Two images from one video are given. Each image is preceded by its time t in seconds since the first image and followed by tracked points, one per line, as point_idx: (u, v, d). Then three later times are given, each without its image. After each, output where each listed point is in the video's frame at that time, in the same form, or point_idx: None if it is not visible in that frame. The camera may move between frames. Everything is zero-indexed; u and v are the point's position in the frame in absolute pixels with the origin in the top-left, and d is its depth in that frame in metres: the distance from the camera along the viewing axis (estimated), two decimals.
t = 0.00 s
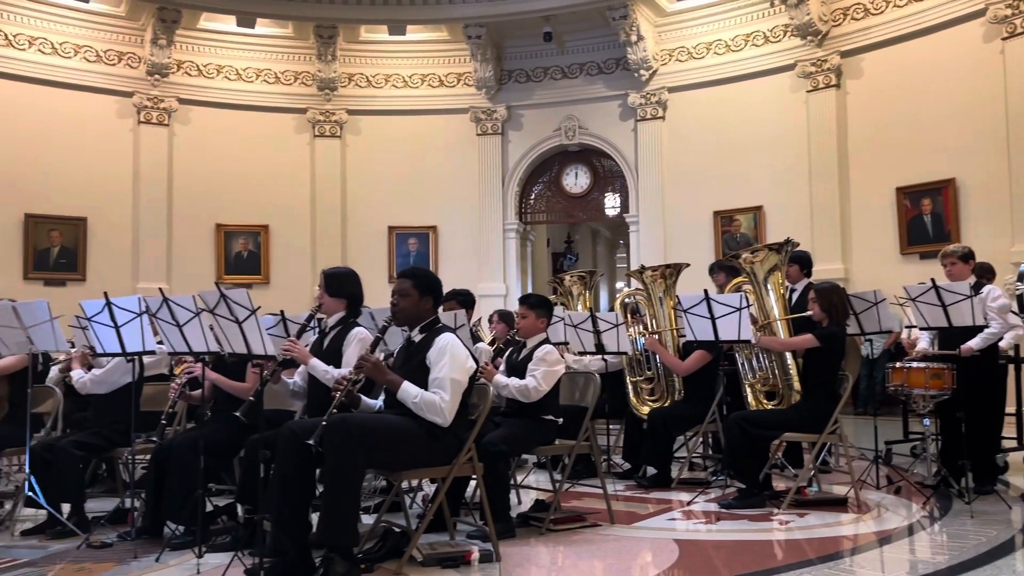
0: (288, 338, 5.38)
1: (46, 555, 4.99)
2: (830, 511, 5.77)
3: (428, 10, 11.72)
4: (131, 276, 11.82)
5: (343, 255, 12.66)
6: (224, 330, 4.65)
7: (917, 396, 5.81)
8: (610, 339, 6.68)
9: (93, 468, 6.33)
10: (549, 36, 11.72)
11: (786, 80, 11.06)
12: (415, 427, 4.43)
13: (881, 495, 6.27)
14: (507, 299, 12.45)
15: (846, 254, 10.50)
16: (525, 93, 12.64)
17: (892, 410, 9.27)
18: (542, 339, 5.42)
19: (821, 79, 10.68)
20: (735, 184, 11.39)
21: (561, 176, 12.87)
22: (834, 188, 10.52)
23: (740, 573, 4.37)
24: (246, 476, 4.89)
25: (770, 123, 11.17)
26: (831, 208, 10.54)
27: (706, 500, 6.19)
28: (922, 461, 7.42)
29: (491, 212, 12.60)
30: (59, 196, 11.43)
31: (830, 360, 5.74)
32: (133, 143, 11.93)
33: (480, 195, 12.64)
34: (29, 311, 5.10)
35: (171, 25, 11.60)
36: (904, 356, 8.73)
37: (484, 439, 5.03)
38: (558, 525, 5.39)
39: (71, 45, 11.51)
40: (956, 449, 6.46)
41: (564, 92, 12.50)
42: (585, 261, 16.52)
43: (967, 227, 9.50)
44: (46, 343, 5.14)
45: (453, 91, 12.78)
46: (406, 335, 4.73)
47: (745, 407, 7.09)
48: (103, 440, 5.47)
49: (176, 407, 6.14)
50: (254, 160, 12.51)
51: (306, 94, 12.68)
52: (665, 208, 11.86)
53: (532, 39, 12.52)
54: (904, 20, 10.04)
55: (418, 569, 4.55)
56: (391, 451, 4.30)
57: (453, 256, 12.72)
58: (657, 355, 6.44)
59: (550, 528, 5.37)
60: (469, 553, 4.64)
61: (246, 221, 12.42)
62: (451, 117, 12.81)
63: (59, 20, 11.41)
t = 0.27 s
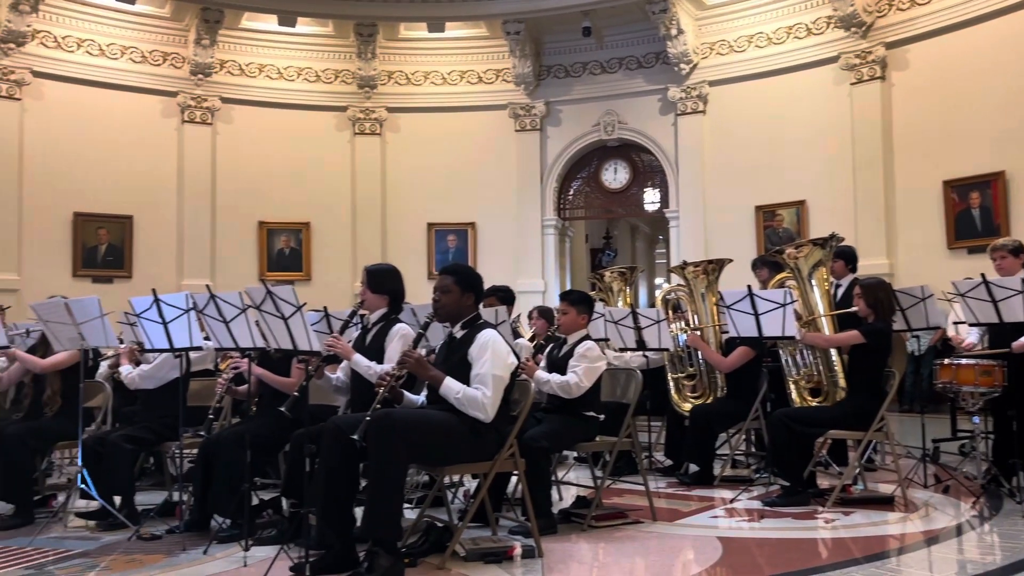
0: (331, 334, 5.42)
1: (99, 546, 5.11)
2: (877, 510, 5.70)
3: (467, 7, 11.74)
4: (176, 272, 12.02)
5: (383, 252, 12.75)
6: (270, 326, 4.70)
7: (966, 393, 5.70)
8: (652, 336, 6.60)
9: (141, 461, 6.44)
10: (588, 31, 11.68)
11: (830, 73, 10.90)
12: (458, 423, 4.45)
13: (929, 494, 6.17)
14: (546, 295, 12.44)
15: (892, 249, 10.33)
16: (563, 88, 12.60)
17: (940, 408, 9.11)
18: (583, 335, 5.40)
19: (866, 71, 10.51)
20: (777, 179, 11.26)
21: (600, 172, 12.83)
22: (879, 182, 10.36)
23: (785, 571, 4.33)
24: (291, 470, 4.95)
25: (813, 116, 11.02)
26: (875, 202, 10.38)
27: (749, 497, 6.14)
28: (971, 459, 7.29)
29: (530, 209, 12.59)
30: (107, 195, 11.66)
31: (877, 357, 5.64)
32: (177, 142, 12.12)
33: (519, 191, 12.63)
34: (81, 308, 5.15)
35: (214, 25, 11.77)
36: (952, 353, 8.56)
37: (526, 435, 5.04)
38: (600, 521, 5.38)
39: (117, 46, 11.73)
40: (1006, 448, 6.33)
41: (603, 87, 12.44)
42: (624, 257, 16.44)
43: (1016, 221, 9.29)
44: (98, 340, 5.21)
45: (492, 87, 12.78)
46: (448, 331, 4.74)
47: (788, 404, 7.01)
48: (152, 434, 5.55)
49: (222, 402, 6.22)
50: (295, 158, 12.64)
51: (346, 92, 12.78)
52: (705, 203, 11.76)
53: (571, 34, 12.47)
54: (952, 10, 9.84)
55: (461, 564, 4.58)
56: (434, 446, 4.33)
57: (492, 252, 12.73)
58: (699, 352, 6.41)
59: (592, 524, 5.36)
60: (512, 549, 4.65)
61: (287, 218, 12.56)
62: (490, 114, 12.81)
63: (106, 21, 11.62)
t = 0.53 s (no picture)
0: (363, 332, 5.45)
1: (136, 540, 5.19)
2: (912, 509, 5.63)
3: (496, 5, 11.76)
4: (208, 270, 12.16)
5: (413, 249, 12.81)
6: (303, 324, 4.74)
7: (1003, 391, 5.62)
8: (683, 333, 6.54)
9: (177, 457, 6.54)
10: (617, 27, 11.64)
11: (863, 67, 10.77)
12: (489, 420, 4.46)
13: (965, 493, 6.10)
14: (575, 292, 12.42)
15: (926, 245, 10.19)
16: (592, 84, 12.57)
17: (976, 406, 8.98)
18: (614, 333, 5.38)
19: (900, 65, 10.37)
20: (809, 174, 11.16)
21: (629, 168, 12.78)
22: (913, 177, 10.23)
23: (819, 570, 4.30)
24: (324, 467, 5.00)
25: (846, 110, 10.90)
26: (909, 197, 10.25)
27: (782, 496, 6.10)
28: (1008, 459, 7.18)
29: (559, 205, 12.58)
30: (141, 194, 11.82)
31: (911, 354, 5.55)
32: (210, 141, 12.25)
33: (547, 188, 12.63)
34: (118, 305, 5.24)
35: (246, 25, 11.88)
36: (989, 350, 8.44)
37: (556, 433, 5.04)
38: (631, 519, 5.37)
39: (151, 47, 11.88)
40: None
41: (633, 83, 12.39)
42: (653, 254, 16.37)
43: None
44: (134, 337, 5.32)
45: (521, 84, 12.78)
46: (479, 329, 4.76)
47: (821, 402, 6.95)
48: (187, 431, 5.63)
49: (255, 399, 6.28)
50: (325, 156, 12.72)
51: (376, 91, 12.84)
52: (735, 199, 11.68)
53: (600, 30, 12.43)
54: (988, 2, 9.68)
55: (493, 560, 4.59)
56: (465, 443, 4.34)
57: (521, 249, 12.74)
58: (731, 349, 6.38)
59: (623, 522, 5.36)
60: (543, 546, 4.66)
61: (318, 216, 12.65)
62: (519, 111, 12.81)
63: (139, 22, 11.78)
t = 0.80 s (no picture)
0: (396, 329, 5.49)
1: (174, 534, 5.27)
2: (950, 508, 5.55)
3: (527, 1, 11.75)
4: (242, 268, 12.29)
5: (443, 246, 12.86)
6: (337, 320, 4.78)
7: None
8: (715, 330, 6.53)
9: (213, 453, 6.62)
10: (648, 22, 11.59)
11: (898, 60, 10.63)
12: (521, 416, 4.47)
13: (1004, 492, 6.00)
14: (606, 289, 12.39)
15: (964, 240, 10.03)
16: (623, 80, 12.52)
17: (1015, 404, 8.83)
18: (646, 329, 5.36)
19: (936, 57, 10.22)
20: (843, 169, 11.03)
21: (660, 164, 12.72)
22: (950, 171, 10.07)
23: (855, 569, 4.25)
24: (358, 462, 5.04)
25: (880, 104, 10.76)
26: (946, 191, 10.09)
27: (816, 494, 6.04)
28: None
29: (590, 202, 12.55)
30: (176, 193, 11.97)
31: (949, 351, 5.45)
32: (243, 139, 12.38)
33: (578, 184, 12.60)
34: (156, 302, 5.32)
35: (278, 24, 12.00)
36: None
37: (588, 430, 5.04)
38: (664, 516, 5.35)
39: (185, 47, 12.02)
40: None
41: (664, 78, 12.32)
42: (685, 250, 16.27)
43: None
44: (170, 333, 5.39)
45: (551, 81, 12.76)
46: (511, 325, 4.77)
47: (857, 399, 6.88)
48: (222, 426, 5.69)
49: (289, 395, 6.33)
50: (357, 154, 12.80)
51: (407, 88, 12.89)
52: (768, 194, 11.58)
53: (631, 26, 12.37)
54: None
55: (525, 556, 4.60)
56: (498, 439, 4.36)
57: (552, 246, 12.73)
58: (765, 346, 6.34)
59: (656, 519, 5.34)
60: (576, 542, 4.66)
61: (350, 214, 12.74)
62: (549, 107, 12.79)
63: (174, 23, 11.92)
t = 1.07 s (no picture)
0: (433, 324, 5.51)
1: (216, 526, 5.35)
2: (996, 506, 5.46)
3: None
4: (280, 265, 12.43)
5: (478, 242, 12.89)
6: (376, 315, 4.81)
7: None
8: (754, 326, 6.50)
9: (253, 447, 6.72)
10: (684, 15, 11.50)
11: (940, 50, 10.45)
12: (559, 411, 4.46)
13: None
14: (641, 285, 12.32)
15: (1009, 233, 9.83)
16: (658, 74, 12.44)
17: None
18: (685, 325, 5.33)
19: (980, 48, 10.03)
20: (883, 162, 10.87)
21: (696, 159, 12.62)
22: (995, 163, 9.88)
23: (898, 567, 4.20)
24: (397, 456, 5.07)
25: (922, 95, 10.58)
26: (990, 184, 9.91)
27: (857, 491, 5.97)
28: None
29: (625, 197, 12.49)
30: (215, 191, 12.13)
31: (994, 346, 5.36)
32: (280, 137, 12.50)
33: (613, 179, 12.54)
34: (197, 298, 5.43)
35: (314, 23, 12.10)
36: None
37: (626, 426, 5.03)
38: (702, 512, 5.33)
39: (223, 46, 12.17)
40: None
41: (700, 72, 12.22)
42: (721, 246, 16.14)
43: None
44: (212, 329, 5.48)
45: (586, 76, 12.71)
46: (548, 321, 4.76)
47: (899, 395, 6.78)
48: (262, 420, 5.77)
49: (329, 390, 6.40)
50: (392, 151, 12.87)
51: (441, 85, 12.93)
52: (806, 188, 11.44)
53: (666, 19, 12.28)
54: None
55: (564, 552, 4.60)
56: (536, 434, 4.36)
57: (587, 242, 12.69)
58: (805, 342, 6.28)
59: (694, 516, 5.32)
60: (614, 538, 4.65)
61: (385, 211, 12.82)
62: (584, 102, 12.75)
63: (212, 23, 12.07)
